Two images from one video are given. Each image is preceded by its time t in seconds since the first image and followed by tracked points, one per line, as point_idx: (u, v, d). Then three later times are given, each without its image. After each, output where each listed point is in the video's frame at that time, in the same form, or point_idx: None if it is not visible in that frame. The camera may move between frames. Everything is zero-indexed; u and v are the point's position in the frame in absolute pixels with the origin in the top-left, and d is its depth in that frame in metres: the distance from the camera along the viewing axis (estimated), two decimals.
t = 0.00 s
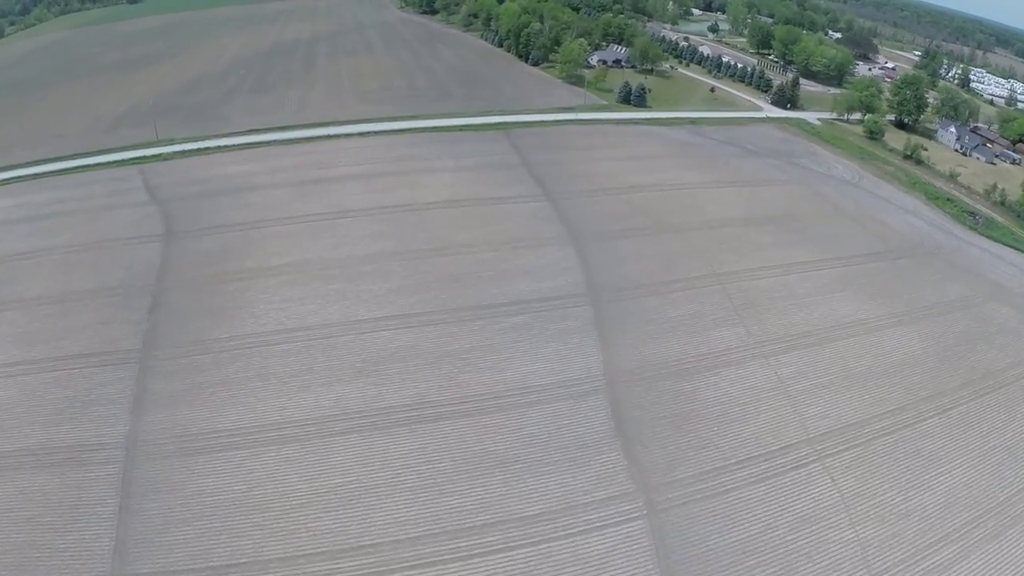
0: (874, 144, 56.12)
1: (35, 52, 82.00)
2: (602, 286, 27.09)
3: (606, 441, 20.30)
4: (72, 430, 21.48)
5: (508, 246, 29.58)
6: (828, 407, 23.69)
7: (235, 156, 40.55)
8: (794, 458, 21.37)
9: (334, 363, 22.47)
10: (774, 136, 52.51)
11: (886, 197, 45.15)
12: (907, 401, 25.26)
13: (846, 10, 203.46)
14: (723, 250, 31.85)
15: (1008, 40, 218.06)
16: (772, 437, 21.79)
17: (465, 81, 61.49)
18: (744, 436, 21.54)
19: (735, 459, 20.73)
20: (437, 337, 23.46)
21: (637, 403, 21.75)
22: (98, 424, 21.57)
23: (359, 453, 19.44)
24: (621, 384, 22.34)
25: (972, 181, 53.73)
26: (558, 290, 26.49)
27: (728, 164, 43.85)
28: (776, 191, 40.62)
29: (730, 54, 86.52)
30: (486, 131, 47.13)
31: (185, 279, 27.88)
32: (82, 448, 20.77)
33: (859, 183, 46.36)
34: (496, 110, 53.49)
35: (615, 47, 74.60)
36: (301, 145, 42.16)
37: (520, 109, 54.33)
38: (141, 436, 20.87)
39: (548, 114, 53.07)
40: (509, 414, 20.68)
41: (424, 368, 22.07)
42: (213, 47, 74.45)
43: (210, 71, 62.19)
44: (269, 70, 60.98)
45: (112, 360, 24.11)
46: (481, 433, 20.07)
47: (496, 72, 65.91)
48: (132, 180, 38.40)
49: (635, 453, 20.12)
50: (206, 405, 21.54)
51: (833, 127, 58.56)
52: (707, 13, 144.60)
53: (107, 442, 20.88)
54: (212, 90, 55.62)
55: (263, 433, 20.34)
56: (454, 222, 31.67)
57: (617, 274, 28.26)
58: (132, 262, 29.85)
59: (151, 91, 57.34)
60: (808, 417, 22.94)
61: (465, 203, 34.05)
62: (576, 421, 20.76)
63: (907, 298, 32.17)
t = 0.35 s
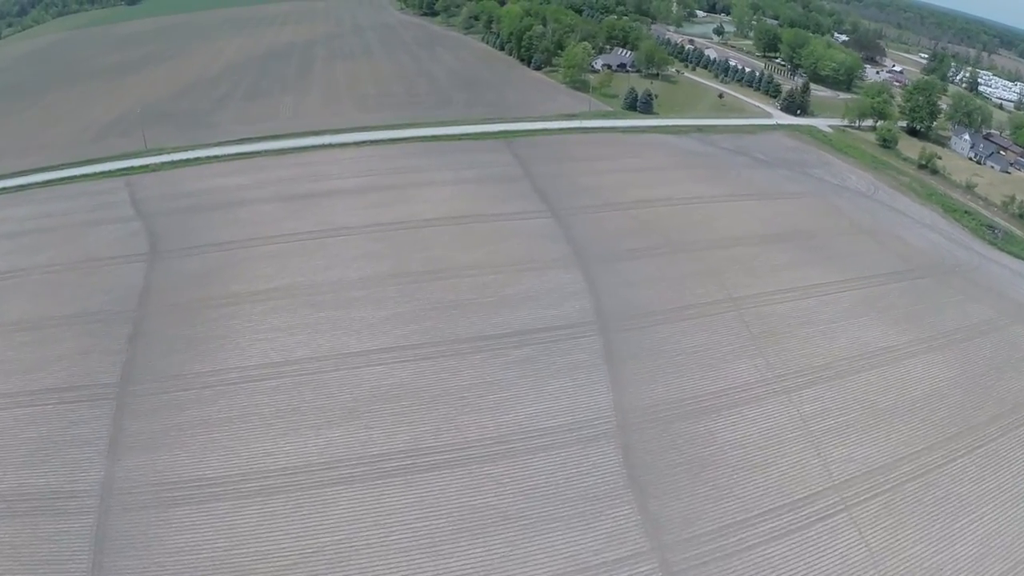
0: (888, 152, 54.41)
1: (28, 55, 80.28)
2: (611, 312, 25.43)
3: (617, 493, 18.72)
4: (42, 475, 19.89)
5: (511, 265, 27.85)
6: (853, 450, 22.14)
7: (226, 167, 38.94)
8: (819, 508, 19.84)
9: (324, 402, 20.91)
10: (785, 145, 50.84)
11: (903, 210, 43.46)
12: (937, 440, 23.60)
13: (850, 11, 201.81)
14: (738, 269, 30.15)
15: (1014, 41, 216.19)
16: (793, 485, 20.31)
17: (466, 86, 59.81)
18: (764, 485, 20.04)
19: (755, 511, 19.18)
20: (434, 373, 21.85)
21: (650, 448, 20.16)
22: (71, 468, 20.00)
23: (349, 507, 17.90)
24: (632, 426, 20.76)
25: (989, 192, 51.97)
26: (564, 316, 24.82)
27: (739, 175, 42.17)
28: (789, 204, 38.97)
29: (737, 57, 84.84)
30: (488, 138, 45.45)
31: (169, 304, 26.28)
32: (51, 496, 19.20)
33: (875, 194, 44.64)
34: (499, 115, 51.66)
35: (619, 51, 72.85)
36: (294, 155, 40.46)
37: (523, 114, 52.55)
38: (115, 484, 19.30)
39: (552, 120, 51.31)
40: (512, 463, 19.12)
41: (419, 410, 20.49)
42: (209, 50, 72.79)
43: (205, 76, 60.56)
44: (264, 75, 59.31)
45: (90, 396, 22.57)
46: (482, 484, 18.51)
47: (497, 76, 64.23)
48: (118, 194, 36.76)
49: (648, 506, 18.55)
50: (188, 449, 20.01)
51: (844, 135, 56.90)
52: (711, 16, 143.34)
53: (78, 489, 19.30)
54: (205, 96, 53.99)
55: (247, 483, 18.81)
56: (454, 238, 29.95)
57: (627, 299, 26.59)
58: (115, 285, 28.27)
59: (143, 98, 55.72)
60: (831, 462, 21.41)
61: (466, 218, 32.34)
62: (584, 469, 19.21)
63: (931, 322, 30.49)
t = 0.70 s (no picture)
0: (902, 162, 52.77)
1: (21, 58, 78.65)
2: (622, 342, 23.83)
3: (630, 554, 17.15)
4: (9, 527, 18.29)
5: (515, 284, 26.16)
6: (882, 497, 20.55)
7: (218, 178, 37.30)
8: (849, 565, 18.23)
9: (313, 449, 19.39)
10: (798, 154, 49.19)
11: (920, 224, 41.79)
12: (971, 483, 21.99)
13: (855, 13, 199.97)
14: (755, 291, 28.52)
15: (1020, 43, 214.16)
16: (820, 540, 18.72)
17: (467, 90, 58.11)
18: (789, 540, 18.48)
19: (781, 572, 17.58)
20: (432, 414, 20.31)
21: (666, 501, 18.60)
22: (41, 520, 18.42)
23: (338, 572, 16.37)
24: (646, 476, 19.18)
25: (1008, 203, 50.26)
26: (572, 348, 23.24)
27: (751, 187, 40.50)
28: (805, 219, 37.36)
29: (743, 61, 83.20)
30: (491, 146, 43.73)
31: (152, 335, 24.74)
32: (17, 551, 17.60)
33: (891, 208, 42.99)
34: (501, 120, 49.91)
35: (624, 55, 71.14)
36: (288, 165, 38.78)
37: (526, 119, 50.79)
38: (88, 539, 17.74)
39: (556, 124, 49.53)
40: (516, 520, 17.57)
41: (415, 459, 18.97)
42: (206, 53, 71.13)
43: (200, 80, 58.89)
44: (260, 79, 57.65)
45: (65, 437, 21.00)
46: (483, 545, 16.96)
47: (499, 81, 62.49)
48: (104, 208, 35.16)
49: (664, 568, 16.97)
50: (166, 502, 18.46)
51: (857, 143, 55.27)
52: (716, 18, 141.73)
53: (48, 545, 17.73)
54: (198, 102, 52.31)
55: (230, 542, 17.28)
56: (454, 253, 28.25)
57: (639, 324, 24.95)
58: (97, 310, 26.68)
59: (135, 104, 54.08)
60: (860, 512, 19.82)
61: (467, 229, 30.58)
62: (595, 527, 17.62)
63: (957, 350, 28.84)
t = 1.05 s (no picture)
0: (917, 173, 51.13)
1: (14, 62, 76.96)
2: (634, 379, 22.24)
3: None
4: None
5: (518, 311, 24.54)
6: (917, 552, 18.91)
7: (208, 192, 35.68)
8: None
9: (301, 503, 17.85)
10: (811, 164, 47.47)
11: (939, 240, 40.12)
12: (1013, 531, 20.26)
13: (859, 14, 198.18)
14: (773, 318, 26.87)
15: None
16: None
17: (468, 94, 56.31)
18: None
19: None
20: (429, 464, 18.76)
21: (684, 562, 17.01)
22: None
23: None
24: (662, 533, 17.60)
25: None
26: (580, 385, 21.64)
27: (764, 200, 38.81)
28: (821, 235, 35.72)
29: (750, 65, 81.56)
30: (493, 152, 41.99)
31: (132, 369, 23.16)
32: None
33: (909, 222, 41.34)
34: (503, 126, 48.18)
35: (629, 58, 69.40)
36: (281, 176, 37.08)
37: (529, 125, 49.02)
38: None
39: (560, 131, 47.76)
40: None
41: (411, 516, 17.43)
42: (201, 57, 69.52)
43: (193, 86, 57.24)
44: (255, 85, 56.00)
45: (34, 483, 19.40)
46: None
47: (502, 85, 60.71)
48: (88, 225, 33.54)
49: None
50: (140, 563, 16.89)
51: (870, 152, 53.62)
52: (720, 19, 140.11)
53: None
54: (191, 110, 50.65)
55: None
56: (454, 273, 26.60)
57: (651, 357, 23.35)
58: (75, 339, 25.08)
59: (126, 111, 52.46)
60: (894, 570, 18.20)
61: (468, 245, 28.89)
62: None
63: (987, 380, 27.19)
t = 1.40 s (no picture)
0: (934, 185, 49.50)
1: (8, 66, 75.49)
2: (648, 422, 20.67)
3: None
4: None
5: (522, 344, 22.96)
6: None
7: (199, 208, 34.12)
8: None
9: (286, 568, 16.29)
10: (826, 176, 45.80)
11: (961, 258, 38.48)
12: None
13: (866, 17, 196.55)
14: (793, 348, 25.22)
15: None
16: None
17: (469, 100, 54.65)
18: None
19: None
20: (427, 523, 17.20)
21: None
22: None
23: None
24: None
25: None
26: (589, 429, 20.08)
27: (779, 215, 37.15)
28: (839, 253, 34.05)
29: (759, 70, 80.09)
30: (497, 161, 40.23)
31: (111, 408, 21.63)
32: None
33: (928, 239, 39.73)
34: (506, 134, 46.42)
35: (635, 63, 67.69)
36: (274, 190, 35.40)
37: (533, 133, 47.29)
38: None
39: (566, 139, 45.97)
40: None
41: None
42: (197, 62, 67.93)
43: (188, 93, 55.68)
44: (250, 92, 54.43)
45: None
46: None
47: (505, 91, 59.07)
48: (71, 244, 31.97)
49: None
50: None
51: (885, 163, 51.98)
52: (725, 23, 138.95)
53: None
54: (184, 118, 49.06)
55: None
56: (454, 299, 24.95)
57: (665, 395, 21.76)
58: (51, 372, 23.53)
59: (117, 120, 50.94)
60: None
61: (469, 265, 27.23)
62: None
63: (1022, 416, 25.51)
